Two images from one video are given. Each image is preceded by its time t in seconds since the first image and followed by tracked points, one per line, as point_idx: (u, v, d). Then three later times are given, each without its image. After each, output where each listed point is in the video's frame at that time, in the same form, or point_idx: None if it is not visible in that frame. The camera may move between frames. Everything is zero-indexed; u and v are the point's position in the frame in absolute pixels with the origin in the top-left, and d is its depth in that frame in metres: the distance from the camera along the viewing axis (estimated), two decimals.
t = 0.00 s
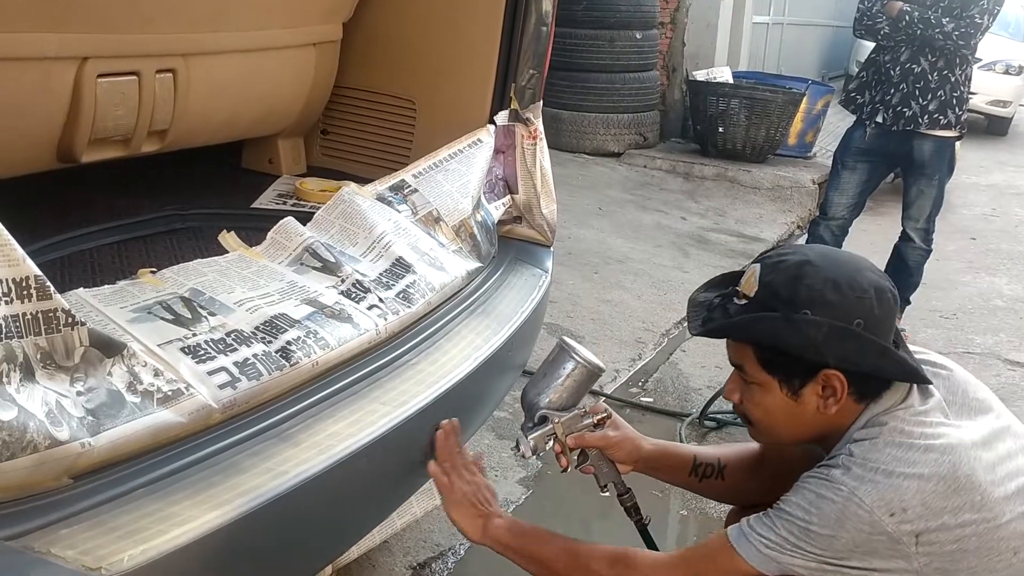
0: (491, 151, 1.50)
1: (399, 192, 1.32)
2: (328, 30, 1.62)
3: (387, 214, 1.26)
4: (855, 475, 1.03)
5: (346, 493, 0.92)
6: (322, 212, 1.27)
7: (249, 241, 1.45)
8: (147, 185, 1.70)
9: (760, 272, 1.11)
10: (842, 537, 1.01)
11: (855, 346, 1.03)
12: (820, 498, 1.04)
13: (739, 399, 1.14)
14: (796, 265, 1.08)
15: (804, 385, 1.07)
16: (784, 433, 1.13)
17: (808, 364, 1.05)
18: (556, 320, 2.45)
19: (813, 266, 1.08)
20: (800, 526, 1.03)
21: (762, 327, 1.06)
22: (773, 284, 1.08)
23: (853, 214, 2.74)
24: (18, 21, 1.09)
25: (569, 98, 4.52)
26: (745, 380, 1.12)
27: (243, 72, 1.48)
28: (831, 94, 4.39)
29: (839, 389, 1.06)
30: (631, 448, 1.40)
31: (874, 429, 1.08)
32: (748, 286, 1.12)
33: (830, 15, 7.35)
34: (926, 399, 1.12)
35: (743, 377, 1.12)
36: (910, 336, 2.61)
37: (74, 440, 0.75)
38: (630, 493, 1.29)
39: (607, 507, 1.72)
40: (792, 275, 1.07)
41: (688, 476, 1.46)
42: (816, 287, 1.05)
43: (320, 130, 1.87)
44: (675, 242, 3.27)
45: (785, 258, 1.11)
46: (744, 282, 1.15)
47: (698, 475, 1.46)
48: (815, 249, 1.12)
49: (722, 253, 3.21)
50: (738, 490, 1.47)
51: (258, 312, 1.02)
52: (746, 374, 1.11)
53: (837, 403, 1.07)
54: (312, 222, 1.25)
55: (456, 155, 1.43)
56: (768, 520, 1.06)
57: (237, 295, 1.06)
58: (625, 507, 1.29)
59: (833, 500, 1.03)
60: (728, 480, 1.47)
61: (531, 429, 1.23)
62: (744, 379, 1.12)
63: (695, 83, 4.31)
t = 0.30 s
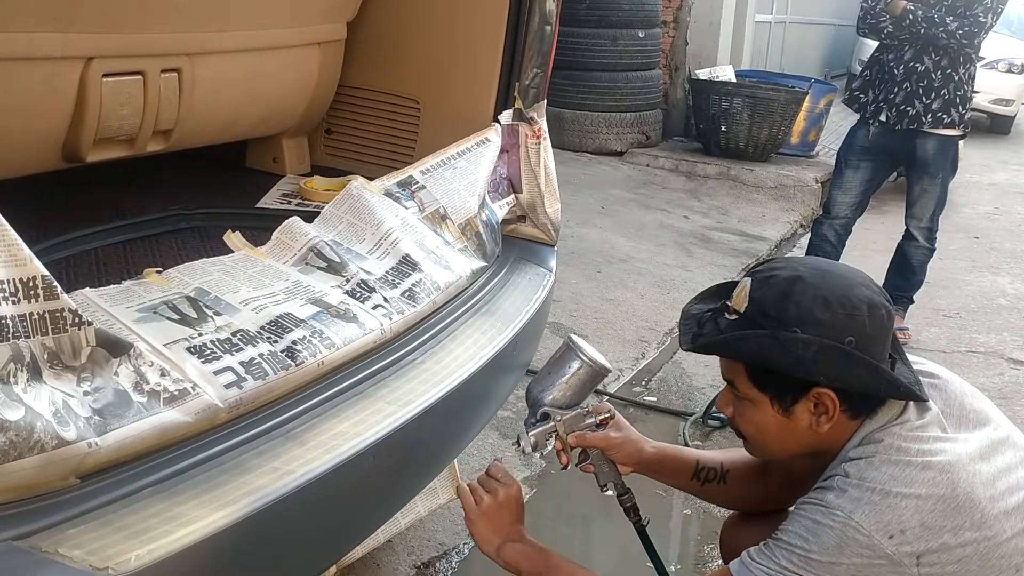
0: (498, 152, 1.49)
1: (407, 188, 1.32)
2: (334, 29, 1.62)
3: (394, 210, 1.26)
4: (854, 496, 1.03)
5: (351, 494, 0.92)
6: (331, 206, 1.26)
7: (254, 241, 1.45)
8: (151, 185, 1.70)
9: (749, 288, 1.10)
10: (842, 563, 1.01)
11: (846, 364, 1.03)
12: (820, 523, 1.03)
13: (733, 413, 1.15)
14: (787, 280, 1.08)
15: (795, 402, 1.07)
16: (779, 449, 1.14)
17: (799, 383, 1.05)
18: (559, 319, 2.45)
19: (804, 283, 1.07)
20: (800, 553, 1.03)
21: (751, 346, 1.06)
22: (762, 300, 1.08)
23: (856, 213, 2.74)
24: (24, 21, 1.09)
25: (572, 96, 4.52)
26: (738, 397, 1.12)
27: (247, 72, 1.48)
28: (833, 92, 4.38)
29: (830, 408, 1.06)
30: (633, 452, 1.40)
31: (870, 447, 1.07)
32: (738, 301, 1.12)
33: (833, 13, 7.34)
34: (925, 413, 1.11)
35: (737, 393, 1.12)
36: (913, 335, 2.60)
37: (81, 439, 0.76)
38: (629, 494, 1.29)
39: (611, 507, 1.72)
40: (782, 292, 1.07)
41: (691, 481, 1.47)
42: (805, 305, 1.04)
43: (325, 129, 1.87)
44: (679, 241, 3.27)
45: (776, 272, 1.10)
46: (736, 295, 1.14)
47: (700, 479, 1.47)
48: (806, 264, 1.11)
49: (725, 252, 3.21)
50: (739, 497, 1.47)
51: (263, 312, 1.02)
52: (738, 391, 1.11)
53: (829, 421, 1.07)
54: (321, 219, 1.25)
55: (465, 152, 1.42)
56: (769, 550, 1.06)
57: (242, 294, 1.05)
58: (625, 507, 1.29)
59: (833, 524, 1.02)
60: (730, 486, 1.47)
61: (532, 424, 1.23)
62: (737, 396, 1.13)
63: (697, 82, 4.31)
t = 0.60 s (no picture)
0: (500, 151, 1.50)
1: (410, 186, 1.32)
2: (334, 29, 1.62)
3: (397, 208, 1.26)
4: (849, 494, 1.03)
5: (351, 495, 0.92)
6: (332, 204, 1.26)
7: (255, 240, 1.45)
8: (153, 185, 1.70)
9: (756, 284, 1.11)
10: (834, 561, 1.00)
11: (850, 362, 1.03)
12: (816, 520, 1.03)
13: (736, 409, 1.15)
14: (793, 278, 1.08)
15: (800, 398, 1.06)
16: (781, 447, 1.13)
17: (804, 379, 1.05)
18: (561, 319, 2.45)
19: (810, 280, 1.07)
20: (793, 550, 1.03)
21: (756, 343, 1.06)
22: (768, 297, 1.08)
23: (858, 212, 2.74)
24: (25, 20, 1.09)
25: (574, 96, 4.52)
26: (743, 393, 1.12)
27: (248, 72, 1.48)
28: (835, 91, 4.38)
29: (835, 404, 1.05)
30: (639, 449, 1.40)
31: (868, 449, 1.07)
32: (744, 297, 1.12)
33: (835, 13, 7.34)
34: (926, 413, 1.10)
35: (741, 389, 1.12)
36: (915, 334, 2.60)
37: (81, 439, 0.76)
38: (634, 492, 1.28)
39: (612, 506, 1.72)
40: (788, 289, 1.07)
41: (697, 480, 1.46)
42: (811, 303, 1.05)
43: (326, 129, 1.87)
44: (680, 241, 3.27)
45: (782, 270, 1.10)
46: (742, 292, 1.14)
47: (706, 479, 1.47)
48: (811, 261, 1.11)
49: (727, 252, 3.20)
50: (743, 498, 1.47)
51: (264, 311, 1.02)
52: (742, 387, 1.11)
53: (833, 419, 1.07)
54: (322, 217, 1.25)
55: (466, 151, 1.42)
56: (762, 544, 1.05)
57: (242, 294, 1.05)
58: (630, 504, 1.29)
59: (829, 522, 1.02)
60: (735, 486, 1.46)
61: (540, 421, 1.23)
62: (741, 392, 1.12)
63: (699, 81, 4.31)
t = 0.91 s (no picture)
0: (499, 150, 1.50)
1: (408, 190, 1.31)
2: (336, 29, 1.62)
3: (395, 211, 1.26)
4: (846, 491, 1.03)
5: (353, 495, 0.92)
6: (331, 209, 1.26)
7: (257, 240, 1.45)
8: (155, 185, 1.70)
9: (756, 285, 1.10)
10: (830, 561, 1.01)
11: (849, 362, 1.03)
12: (811, 519, 1.03)
13: (737, 408, 1.15)
14: (792, 279, 1.08)
15: (799, 398, 1.06)
16: (782, 446, 1.13)
17: (804, 378, 1.05)
18: (563, 318, 2.45)
19: (809, 281, 1.07)
20: (790, 548, 1.03)
21: (757, 344, 1.06)
22: (767, 299, 1.08)
23: (860, 212, 2.74)
24: (26, 21, 1.09)
25: (575, 95, 4.52)
26: (743, 391, 1.12)
27: (249, 72, 1.48)
28: (837, 91, 4.37)
29: (835, 404, 1.05)
30: (642, 447, 1.40)
31: (864, 447, 1.06)
32: (743, 299, 1.11)
33: (837, 12, 7.33)
34: (924, 412, 1.10)
35: (741, 388, 1.12)
36: (917, 334, 2.60)
37: (84, 440, 0.76)
38: (638, 489, 1.29)
39: (614, 505, 1.73)
40: (788, 290, 1.07)
41: (701, 477, 1.46)
42: (810, 304, 1.05)
43: (327, 129, 1.87)
44: (682, 240, 3.27)
45: (783, 270, 1.10)
46: (742, 292, 1.14)
47: (710, 476, 1.46)
48: (811, 261, 1.11)
49: (729, 251, 3.20)
50: (748, 493, 1.47)
51: (266, 312, 1.02)
52: (743, 387, 1.11)
53: (832, 418, 1.07)
54: (321, 221, 1.25)
55: (463, 153, 1.42)
56: (758, 543, 1.05)
57: (245, 295, 1.05)
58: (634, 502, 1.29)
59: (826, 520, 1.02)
60: (740, 482, 1.46)
61: (543, 418, 1.23)
62: (741, 390, 1.12)
63: (701, 81, 4.31)
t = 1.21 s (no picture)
0: (502, 149, 1.49)
1: (412, 191, 1.32)
2: (342, 28, 1.62)
3: (399, 212, 1.26)
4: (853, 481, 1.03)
5: (361, 493, 0.92)
6: (334, 211, 1.27)
7: (263, 239, 1.45)
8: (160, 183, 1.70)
9: (761, 278, 1.10)
10: (839, 548, 1.00)
11: (852, 353, 1.03)
12: (818, 509, 1.03)
13: (742, 404, 1.15)
14: (796, 271, 1.07)
15: (805, 390, 1.07)
16: (788, 441, 1.13)
17: (811, 371, 1.05)
18: (567, 318, 2.45)
19: (813, 274, 1.06)
20: (799, 539, 1.02)
21: (761, 336, 1.06)
22: (773, 291, 1.07)
23: (864, 211, 2.74)
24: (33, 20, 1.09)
25: (578, 94, 4.52)
26: (748, 386, 1.12)
27: (255, 71, 1.48)
28: (840, 90, 4.37)
29: (840, 394, 1.05)
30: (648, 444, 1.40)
31: (868, 439, 1.06)
32: (749, 291, 1.11)
33: (840, 12, 7.32)
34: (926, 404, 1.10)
35: (746, 383, 1.12)
36: (921, 334, 2.60)
37: (93, 438, 0.75)
38: (644, 487, 1.29)
39: (619, 504, 1.73)
40: (792, 283, 1.07)
41: (706, 475, 1.46)
42: (815, 296, 1.05)
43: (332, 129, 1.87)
44: (686, 239, 3.27)
45: (787, 263, 1.10)
46: (747, 286, 1.13)
47: (715, 474, 1.46)
48: (816, 254, 1.11)
49: (733, 250, 3.20)
50: (753, 492, 1.46)
51: (274, 310, 1.02)
52: (748, 381, 1.11)
53: (837, 409, 1.07)
54: (326, 222, 1.25)
55: (468, 153, 1.42)
56: (766, 536, 1.04)
57: (252, 293, 1.05)
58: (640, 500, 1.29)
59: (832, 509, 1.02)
60: (744, 480, 1.46)
61: (550, 417, 1.24)
62: (746, 385, 1.12)
63: (704, 80, 4.31)
